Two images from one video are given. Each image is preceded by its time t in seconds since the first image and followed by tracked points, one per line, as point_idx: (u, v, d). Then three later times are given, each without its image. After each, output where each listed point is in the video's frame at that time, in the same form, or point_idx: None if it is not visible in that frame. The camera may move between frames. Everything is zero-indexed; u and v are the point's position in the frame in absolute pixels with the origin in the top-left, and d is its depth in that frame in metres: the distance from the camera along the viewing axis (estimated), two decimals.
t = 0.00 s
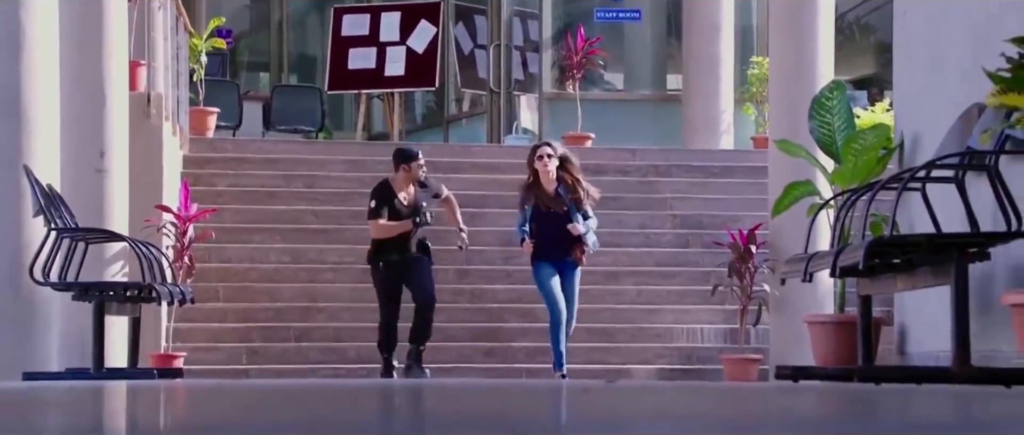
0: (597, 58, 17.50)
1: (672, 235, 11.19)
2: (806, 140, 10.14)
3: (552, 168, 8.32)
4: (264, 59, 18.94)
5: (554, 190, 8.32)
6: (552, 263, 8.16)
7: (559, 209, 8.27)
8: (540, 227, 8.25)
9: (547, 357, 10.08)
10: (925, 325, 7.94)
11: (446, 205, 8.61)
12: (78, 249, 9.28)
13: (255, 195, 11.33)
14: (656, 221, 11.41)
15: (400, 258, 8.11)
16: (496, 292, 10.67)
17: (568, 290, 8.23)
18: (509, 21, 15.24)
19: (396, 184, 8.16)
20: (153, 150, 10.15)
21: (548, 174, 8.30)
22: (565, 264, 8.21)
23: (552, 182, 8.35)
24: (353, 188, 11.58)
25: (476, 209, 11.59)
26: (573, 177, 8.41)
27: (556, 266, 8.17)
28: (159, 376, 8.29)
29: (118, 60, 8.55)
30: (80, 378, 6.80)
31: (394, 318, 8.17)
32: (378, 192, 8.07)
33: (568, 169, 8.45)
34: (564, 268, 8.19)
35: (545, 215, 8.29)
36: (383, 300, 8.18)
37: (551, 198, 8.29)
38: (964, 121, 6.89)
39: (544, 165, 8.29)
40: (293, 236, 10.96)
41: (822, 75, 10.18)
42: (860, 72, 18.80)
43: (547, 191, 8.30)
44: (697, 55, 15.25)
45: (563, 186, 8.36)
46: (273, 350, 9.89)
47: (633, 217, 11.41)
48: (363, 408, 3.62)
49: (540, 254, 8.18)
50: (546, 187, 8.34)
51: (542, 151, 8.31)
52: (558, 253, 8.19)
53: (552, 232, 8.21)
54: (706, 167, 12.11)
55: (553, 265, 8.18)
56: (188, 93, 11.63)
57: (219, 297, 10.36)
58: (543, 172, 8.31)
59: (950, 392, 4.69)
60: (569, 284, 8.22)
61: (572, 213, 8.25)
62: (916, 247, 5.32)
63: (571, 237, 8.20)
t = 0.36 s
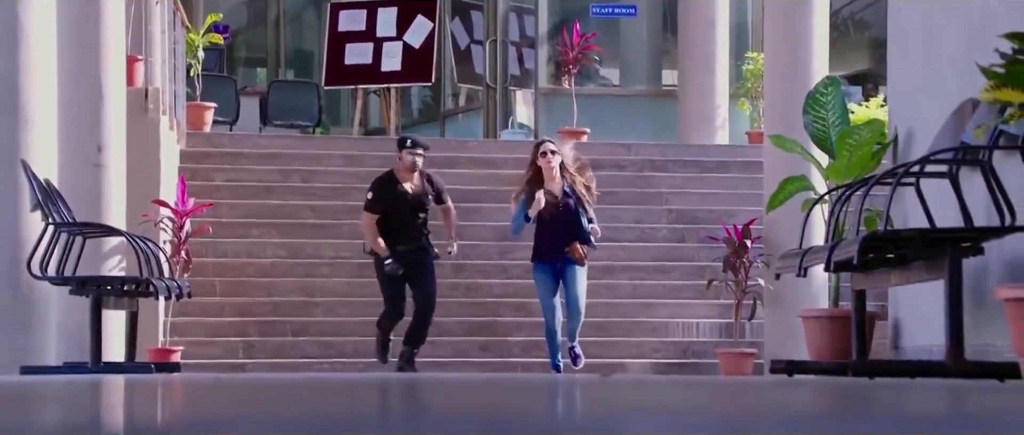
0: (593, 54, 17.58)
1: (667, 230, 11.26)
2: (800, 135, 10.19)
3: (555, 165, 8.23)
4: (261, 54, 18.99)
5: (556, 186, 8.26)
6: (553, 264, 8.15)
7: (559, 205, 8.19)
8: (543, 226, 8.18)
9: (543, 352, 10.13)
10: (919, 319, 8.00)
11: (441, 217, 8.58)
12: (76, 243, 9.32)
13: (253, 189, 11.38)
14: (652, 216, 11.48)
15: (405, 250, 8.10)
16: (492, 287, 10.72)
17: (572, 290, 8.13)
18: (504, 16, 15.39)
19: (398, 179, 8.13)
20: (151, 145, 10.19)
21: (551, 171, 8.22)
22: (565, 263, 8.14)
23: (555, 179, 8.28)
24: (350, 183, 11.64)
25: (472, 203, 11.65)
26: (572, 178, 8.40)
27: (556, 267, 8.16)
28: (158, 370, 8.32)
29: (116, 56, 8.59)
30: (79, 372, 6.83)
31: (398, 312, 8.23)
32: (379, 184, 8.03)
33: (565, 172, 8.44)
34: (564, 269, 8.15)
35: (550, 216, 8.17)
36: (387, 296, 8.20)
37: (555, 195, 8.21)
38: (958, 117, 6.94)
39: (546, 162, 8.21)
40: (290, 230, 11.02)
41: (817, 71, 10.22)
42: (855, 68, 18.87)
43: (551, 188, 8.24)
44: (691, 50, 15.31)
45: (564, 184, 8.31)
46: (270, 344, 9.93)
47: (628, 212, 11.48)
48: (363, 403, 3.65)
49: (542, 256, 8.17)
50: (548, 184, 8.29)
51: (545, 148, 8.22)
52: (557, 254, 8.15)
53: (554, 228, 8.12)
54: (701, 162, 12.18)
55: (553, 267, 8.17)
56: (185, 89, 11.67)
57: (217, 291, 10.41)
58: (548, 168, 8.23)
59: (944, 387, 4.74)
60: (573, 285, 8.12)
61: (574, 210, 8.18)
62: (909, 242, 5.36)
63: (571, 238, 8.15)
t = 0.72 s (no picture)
0: (589, 49, 17.61)
1: (663, 226, 11.26)
2: (796, 132, 10.18)
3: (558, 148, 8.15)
4: (256, 50, 18.98)
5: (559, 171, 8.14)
6: (557, 250, 8.00)
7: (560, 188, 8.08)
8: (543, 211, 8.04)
9: (539, 348, 10.13)
10: (915, 313, 8.00)
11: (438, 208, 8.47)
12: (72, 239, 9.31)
13: (249, 185, 11.39)
14: (648, 211, 11.50)
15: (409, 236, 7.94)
16: (488, 282, 10.73)
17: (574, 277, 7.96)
18: (501, 12, 15.40)
19: (397, 167, 7.99)
20: (147, 140, 10.18)
21: (556, 154, 8.15)
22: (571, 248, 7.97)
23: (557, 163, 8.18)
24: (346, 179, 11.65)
25: (468, 199, 11.67)
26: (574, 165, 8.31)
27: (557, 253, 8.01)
28: (153, 366, 8.32)
29: (112, 53, 8.59)
30: (73, 368, 6.82)
31: (405, 297, 7.83)
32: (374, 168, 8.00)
33: (567, 160, 8.34)
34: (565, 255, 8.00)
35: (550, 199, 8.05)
36: (392, 280, 7.82)
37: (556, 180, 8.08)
38: (953, 113, 6.94)
39: (551, 145, 8.14)
40: (286, 226, 11.02)
41: (813, 66, 10.21)
42: (851, 64, 18.90)
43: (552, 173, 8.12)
44: (688, 45, 15.32)
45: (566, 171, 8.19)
46: (266, 341, 9.91)
47: (624, 208, 11.50)
48: (359, 398, 3.64)
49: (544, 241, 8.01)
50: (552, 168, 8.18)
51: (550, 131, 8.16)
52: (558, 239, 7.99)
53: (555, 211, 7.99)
54: (697, 158, 12.20)
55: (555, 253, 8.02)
56: (181, 84, 11.68)
57: (212, 287, 10.40)
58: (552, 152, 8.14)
59: (940, 382, 4.73)
60: (574, 272, 7.97)
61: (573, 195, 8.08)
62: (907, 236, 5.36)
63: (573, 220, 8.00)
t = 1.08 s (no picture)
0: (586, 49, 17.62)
1: (661, 225, 11.27)
2: (794, 131, 10.17)
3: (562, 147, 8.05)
4: (254, 49, 18.97)
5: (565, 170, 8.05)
6: (557, 251, 7.92)
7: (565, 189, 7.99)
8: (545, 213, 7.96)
9: (536, 347, 10.12)
10: (911, 313, 8.00)
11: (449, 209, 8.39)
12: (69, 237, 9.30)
13: (247, 185, 11.39)
14: (645, 211, 11.50)
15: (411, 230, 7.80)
16: (486, 281, 10.73)
17: (579, 280, 7.90)
18: (499, 11, 15.43)
19: (396, 158, 7.81)
20: (145, 139, 10.18)
21: (561, 155, 8.03)
22: (575, 250, 7.91)
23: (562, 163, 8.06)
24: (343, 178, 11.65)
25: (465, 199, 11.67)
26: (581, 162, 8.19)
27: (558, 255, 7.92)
28: (150, 365, 8.30)
29: (110, 52, 8.59)
30: (70, 368, 6.80)
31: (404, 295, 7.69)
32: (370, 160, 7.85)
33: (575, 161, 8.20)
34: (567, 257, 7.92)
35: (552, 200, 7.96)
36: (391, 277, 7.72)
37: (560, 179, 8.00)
38: (951, 112, 6.93)
39: (556, 145, 8.04)
40: (284, 226, 11.02)
41: (810, 65, 10.20)
42: (849, 63, 18.91)
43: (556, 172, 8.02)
44: (687, 45, 15.31)
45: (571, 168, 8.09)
46: (264, 340, 9.88)
47: (622, 207, 11.50)
48: (357, 399, 3.63)
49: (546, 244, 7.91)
50: (558, 168, 8.06)
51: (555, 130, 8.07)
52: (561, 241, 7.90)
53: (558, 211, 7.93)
54: (694, 158, 12.21)
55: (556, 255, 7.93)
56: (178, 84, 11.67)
57: (209, 286, 10.39)
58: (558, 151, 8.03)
59: (939, 382, 4.71)
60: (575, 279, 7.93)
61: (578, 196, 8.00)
62: (905, 236, 5.34)
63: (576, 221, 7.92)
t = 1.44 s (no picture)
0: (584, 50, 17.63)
1: (659, 226, 11.27)
2: (792, 132, 10.17)
3: (560, 136, 8.08)
4: (253, 50, 18.97)
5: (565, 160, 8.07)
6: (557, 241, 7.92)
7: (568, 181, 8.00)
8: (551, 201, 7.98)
9: (534, 348, 10.12)
10: (909, 313, 8.00)
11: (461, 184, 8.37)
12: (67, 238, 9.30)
13: (245, 186, 11.39)
14: (643, 212, 11.51)
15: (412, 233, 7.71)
16: (484, 282, 10.73)
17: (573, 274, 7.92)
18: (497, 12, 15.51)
19: (397, 158, 7.73)
20: (143, 141, 10.18)
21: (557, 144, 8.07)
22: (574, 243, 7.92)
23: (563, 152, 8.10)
24: (341, 179, 11.66)
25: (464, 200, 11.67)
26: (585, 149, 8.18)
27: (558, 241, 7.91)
28: (148, 366, 8.30)
29: (108, 54, 8.59)
30: (68, 369, 6.80)
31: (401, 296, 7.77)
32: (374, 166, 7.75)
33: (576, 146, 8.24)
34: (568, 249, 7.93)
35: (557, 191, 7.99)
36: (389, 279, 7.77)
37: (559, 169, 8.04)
38: (949, 113, 6.93)
39: (553, 134, 8.07)
40: (282, 227, 11.02)
41: (809, 66, 10.20)
42: (847, 64, 18.92)
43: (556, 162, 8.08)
44: (685, 45, 15.31)
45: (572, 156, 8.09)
46: (261, 341, 9.87)
47: (620, 208, 11.51)
48: (354, 400, 3.62)
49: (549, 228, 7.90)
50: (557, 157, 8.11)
51: (553, 120, 8.09)
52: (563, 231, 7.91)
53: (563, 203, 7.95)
54: (693, 159, 12.21)
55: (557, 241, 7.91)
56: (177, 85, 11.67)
57: (207, 287, 10.38)
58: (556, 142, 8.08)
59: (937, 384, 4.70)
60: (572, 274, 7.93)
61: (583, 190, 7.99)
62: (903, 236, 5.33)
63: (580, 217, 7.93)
